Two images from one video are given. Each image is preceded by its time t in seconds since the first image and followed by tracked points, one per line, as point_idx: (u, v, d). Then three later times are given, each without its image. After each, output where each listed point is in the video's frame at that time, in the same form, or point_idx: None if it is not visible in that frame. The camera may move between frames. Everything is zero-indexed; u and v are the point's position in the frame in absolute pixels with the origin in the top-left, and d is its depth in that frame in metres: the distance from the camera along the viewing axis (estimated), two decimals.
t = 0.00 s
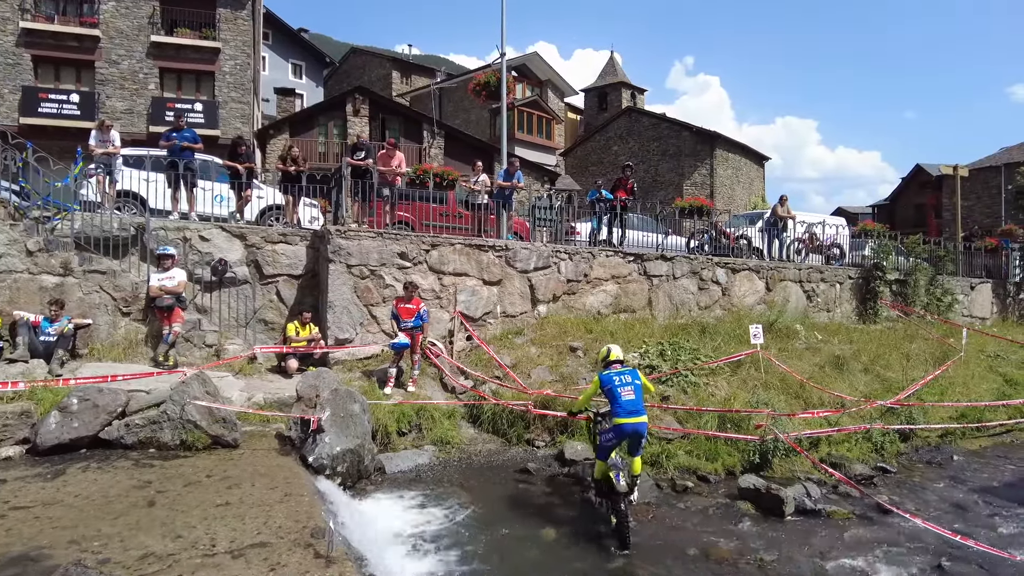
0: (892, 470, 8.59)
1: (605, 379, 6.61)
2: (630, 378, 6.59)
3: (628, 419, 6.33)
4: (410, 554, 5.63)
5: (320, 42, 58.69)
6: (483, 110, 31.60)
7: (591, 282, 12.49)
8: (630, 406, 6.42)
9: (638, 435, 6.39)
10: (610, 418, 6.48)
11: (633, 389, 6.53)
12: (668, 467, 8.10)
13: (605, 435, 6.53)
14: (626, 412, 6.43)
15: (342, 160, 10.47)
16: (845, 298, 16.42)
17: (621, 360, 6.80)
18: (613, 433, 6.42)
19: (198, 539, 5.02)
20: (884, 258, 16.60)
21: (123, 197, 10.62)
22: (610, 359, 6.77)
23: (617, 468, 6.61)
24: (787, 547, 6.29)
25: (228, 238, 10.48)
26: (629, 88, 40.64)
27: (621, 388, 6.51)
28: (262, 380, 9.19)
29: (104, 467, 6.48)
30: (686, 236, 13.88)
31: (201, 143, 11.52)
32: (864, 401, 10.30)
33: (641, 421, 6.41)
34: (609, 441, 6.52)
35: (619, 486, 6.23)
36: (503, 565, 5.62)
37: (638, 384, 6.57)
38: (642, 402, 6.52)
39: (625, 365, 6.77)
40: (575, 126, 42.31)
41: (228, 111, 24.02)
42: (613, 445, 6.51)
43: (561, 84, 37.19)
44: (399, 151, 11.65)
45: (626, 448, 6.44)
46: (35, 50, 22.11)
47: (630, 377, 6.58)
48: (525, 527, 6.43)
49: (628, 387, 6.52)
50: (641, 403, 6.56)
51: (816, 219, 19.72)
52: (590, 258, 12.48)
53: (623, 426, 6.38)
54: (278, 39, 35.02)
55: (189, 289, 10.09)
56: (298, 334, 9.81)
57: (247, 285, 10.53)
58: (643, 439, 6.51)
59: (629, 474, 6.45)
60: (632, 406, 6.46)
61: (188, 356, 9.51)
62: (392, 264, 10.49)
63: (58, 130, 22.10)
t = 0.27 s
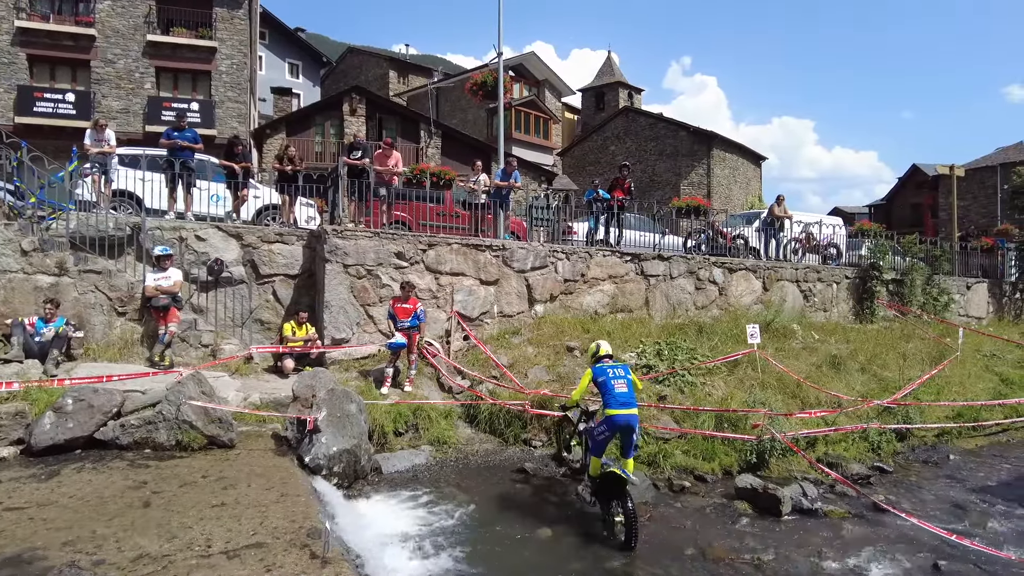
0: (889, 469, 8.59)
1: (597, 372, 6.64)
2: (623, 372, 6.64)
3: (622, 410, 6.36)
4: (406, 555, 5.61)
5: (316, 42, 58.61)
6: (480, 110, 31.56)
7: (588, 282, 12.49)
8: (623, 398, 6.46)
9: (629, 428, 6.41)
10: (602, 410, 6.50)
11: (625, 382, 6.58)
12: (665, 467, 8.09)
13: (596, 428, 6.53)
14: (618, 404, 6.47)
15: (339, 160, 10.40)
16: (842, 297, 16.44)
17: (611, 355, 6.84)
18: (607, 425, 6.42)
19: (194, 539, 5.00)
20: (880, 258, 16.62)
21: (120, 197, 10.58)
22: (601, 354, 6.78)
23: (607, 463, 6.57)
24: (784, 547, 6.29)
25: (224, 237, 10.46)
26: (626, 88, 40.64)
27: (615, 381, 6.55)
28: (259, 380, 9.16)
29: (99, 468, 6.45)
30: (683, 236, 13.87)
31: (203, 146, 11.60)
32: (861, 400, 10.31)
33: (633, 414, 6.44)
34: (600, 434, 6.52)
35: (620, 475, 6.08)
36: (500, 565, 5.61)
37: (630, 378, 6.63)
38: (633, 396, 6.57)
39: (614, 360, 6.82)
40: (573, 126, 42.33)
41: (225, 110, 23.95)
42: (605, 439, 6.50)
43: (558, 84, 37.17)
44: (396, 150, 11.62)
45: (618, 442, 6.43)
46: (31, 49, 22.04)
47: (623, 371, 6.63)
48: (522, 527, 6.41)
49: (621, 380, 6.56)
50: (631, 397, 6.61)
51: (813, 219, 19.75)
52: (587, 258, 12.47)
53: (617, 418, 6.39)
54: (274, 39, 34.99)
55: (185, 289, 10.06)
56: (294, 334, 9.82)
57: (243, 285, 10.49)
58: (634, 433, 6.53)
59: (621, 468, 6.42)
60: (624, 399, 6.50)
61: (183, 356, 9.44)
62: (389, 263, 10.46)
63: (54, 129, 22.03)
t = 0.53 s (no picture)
0: (886, 469, 8.59)
1: (581, 386, 6.63)
2: (607, 384, 6.63)
3: (608, 419, 6.34)
4: (403, 556, 5.58)
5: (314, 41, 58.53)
6: (478, 110, 31.53)
7: (586, 282, 12.48)
8: (608, 408, 6.44)
9: (616, 436, 6.37)
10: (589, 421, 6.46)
11: (610, 393, 6.57)
12: (663, 467, 8.07)
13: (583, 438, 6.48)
14: (604, 414, 6.44)
15: (336, 159, 10.33)
16: (839, 297, 16.45)
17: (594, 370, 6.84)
18: (594, 435, 6.38)
19: (189, 541, 4.98)
20: (878, 258, 16.62)
21: (116, 197, 10.57)
22: (584, 368, 6.78)
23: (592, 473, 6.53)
24: (782, 548, 6.27)
25: (221, 238, 10.43)
26: (624, 88, 40.64)
27: (600, 392, 6.53)
28: (255, 381, 9.14)
29: (94, 469, 6.42)
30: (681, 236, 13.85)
31: (203, 146, 11.51)
32: (858, 400, 10.32)
33: (620, 424, 6.42)
34: (588, 444, 6.52)
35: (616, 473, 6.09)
36: (497, 567, 5.59)
37: (614, 390, 6.62)
38: (618, 406, 6.56)
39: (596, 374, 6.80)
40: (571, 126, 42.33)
41: (222, 110, 23.89)
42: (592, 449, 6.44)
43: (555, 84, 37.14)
44: (393, 151, 11.64)
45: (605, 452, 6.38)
46: (27, 48, 21.99)
47: (607, 383, 6.63)
48: (519, 528, 6.39)
49: (605, 391, 6.54)
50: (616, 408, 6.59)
51: (810, 219, 19.76)
52: (585, 258, 12.46)
53: (603, 427, 6.35)
54: (272, 38, 34.96)
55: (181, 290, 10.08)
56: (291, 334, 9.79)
57: (240, 285, 10.47)
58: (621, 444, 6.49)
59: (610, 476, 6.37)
60: (609, 410, 6.47)
61: (180, 356, 9.40)
62: (386, 264, 10.44)
63: (50, 129, 21.98)
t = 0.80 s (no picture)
0: (884, 470, 8.58)
1: (570, 377, 6.65)
2: (595, 373, 6.69)
3: (602, 407, 6.40)
4: (399, 558, 5.56)
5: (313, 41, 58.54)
6: (476, 110, 31.51)
7: (584, 282, 12.47)
8: (600, 396, 6.50)
9: (609, 424, 6.44)
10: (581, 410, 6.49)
11: (599, 382, 6.63)
12: (661, 467, 8.06)
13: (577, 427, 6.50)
14: (596, 403, 6.50)
15: (333, 159, 10.28)
16: (837, 297, 16.45)
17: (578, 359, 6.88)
18: (588, 423, 6.42)
19: (184, 543, 4.96)
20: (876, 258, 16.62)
21: (112, 197, 10.53)
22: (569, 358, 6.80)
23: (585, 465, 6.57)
24: (780, 548, 6.26)
25: (217, 237, 10.41)
26: (622, 88, 40.62)
27: (590, 381, 6.58)
28: (252, 381, 9.12)
29: (89, 470, 6.39)
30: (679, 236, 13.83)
31: (201, 146, 11.50)
32: (856, 401, 10.32)
33: (611, 411, 6.49)
34: (580, 434, 6.56)
35: (606, 467, 6.12)
36: (494, 568, 5.57)
37: (601, 378, 6.70)
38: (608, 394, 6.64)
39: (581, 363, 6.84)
40: (569, 126, 42.32)
41: (219, 109, 23.85)
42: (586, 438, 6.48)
43: (554, 83, 37.12)
44: (390, 150, 11.62)
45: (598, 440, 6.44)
46: (24, 48, 21.95)
47: (594, 371, 6.69)
48: (516, 529, 6.37)
49: (595, 380, 6.60)
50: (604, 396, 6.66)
51: (808, 219, 19.76)
52: (583, 258, 12.45)
53: (597, 415, 6.40)
54: (270, 38, 34.93)
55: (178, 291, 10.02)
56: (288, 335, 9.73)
57: (237, 285, 10.44)
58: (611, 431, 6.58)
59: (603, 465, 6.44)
60: (600, 398, 6.54)
61: (177, 357, 9.37)
62: (384, 264, 10.42)
63: (47, 129, 21.93)
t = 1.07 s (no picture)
0: (883, 470, 8.57)
1: (554, 375, 6.73)
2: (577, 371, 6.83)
3: (589, 404, 6.53)
4: (396, 558, 5.55)
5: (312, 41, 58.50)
6: (475, 110, 31.50)
7: (582, 282, 12.45)
8: (585, 393, 6.64)
9: (595, 420, 6.59)
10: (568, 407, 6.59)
11: (583, 380, 6.77)
12: (659, 468, 8.05)
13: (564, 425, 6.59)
14: (582, 400, 6.63)
15: (330, 159, 10.25)
16: (836, 297, 16.44)
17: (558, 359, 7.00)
18: (576, 420, 6.53)
19: (179, 544, 4.94)
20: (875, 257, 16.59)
21: (110, 197, 10.50)
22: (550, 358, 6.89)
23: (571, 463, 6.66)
24: (778, 548, 6.25)
25: (215, 237, 10.39)
26: (622, 88, 40.61)
27: (575, 379, 6.71)
28: (249, 381, 9.10)
29: (85, 471, 6.38)
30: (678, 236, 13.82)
31: (199, 146, 11.48)
32: (855, 401, 10.30)
33: (597, 408, 6.65)
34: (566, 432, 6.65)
35: (596, 467, 6.23)
36: (490, 568, 5.55)
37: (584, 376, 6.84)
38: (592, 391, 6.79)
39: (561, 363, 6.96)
40: (569, 126, 42.30)
41: (218, 109, 23.82)
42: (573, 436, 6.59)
43: (553, 83, 37.09)
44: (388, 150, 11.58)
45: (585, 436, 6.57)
46: (22, 48, 21.92)
47: (577, 370, 6.84)
48: (513, 530, 6.36)
49: (579, 378, 6.74)
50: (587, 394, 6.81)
51: (807, 219, 19.72)
52: (581, 257, 12.43)
53: (585, 412, 6.53)
54: (269, 38, 34.90)
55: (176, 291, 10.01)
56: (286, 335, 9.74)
57: (235, 285, 10.42)
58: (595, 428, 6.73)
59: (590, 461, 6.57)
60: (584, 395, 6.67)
61: (174, 357, 9.36)
62: (382, 264, 10.41)
63: (46, 128, 21.90)
